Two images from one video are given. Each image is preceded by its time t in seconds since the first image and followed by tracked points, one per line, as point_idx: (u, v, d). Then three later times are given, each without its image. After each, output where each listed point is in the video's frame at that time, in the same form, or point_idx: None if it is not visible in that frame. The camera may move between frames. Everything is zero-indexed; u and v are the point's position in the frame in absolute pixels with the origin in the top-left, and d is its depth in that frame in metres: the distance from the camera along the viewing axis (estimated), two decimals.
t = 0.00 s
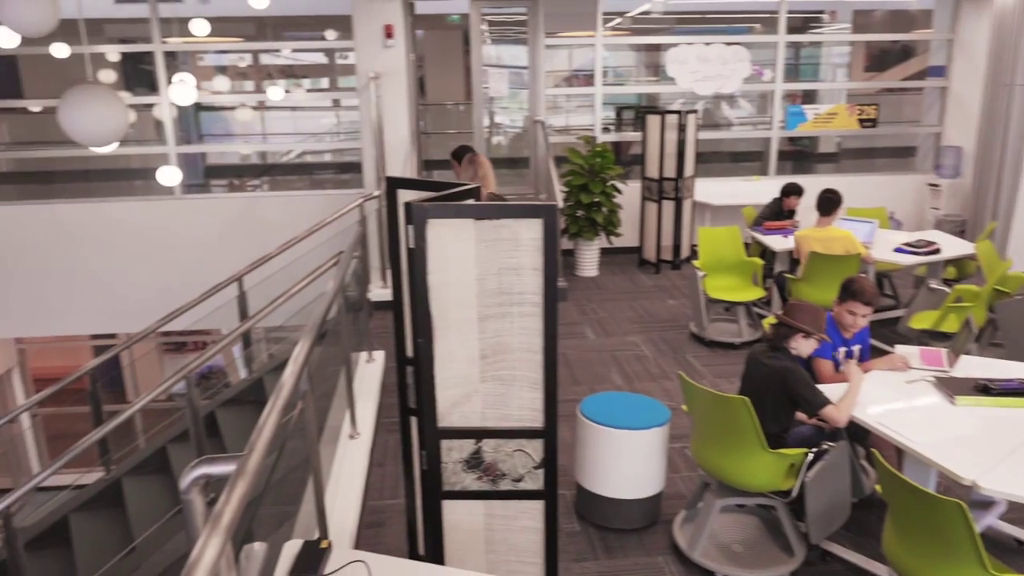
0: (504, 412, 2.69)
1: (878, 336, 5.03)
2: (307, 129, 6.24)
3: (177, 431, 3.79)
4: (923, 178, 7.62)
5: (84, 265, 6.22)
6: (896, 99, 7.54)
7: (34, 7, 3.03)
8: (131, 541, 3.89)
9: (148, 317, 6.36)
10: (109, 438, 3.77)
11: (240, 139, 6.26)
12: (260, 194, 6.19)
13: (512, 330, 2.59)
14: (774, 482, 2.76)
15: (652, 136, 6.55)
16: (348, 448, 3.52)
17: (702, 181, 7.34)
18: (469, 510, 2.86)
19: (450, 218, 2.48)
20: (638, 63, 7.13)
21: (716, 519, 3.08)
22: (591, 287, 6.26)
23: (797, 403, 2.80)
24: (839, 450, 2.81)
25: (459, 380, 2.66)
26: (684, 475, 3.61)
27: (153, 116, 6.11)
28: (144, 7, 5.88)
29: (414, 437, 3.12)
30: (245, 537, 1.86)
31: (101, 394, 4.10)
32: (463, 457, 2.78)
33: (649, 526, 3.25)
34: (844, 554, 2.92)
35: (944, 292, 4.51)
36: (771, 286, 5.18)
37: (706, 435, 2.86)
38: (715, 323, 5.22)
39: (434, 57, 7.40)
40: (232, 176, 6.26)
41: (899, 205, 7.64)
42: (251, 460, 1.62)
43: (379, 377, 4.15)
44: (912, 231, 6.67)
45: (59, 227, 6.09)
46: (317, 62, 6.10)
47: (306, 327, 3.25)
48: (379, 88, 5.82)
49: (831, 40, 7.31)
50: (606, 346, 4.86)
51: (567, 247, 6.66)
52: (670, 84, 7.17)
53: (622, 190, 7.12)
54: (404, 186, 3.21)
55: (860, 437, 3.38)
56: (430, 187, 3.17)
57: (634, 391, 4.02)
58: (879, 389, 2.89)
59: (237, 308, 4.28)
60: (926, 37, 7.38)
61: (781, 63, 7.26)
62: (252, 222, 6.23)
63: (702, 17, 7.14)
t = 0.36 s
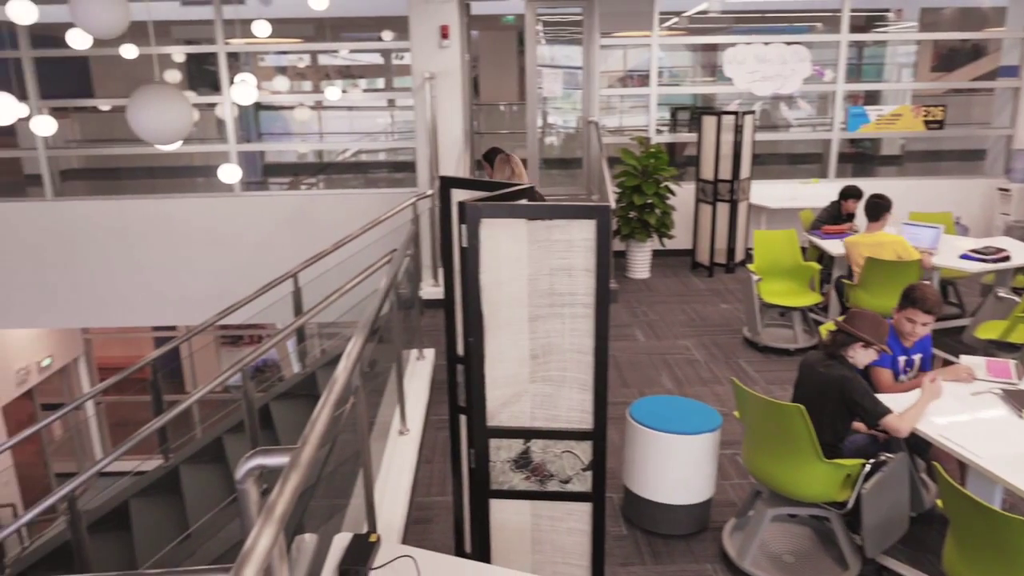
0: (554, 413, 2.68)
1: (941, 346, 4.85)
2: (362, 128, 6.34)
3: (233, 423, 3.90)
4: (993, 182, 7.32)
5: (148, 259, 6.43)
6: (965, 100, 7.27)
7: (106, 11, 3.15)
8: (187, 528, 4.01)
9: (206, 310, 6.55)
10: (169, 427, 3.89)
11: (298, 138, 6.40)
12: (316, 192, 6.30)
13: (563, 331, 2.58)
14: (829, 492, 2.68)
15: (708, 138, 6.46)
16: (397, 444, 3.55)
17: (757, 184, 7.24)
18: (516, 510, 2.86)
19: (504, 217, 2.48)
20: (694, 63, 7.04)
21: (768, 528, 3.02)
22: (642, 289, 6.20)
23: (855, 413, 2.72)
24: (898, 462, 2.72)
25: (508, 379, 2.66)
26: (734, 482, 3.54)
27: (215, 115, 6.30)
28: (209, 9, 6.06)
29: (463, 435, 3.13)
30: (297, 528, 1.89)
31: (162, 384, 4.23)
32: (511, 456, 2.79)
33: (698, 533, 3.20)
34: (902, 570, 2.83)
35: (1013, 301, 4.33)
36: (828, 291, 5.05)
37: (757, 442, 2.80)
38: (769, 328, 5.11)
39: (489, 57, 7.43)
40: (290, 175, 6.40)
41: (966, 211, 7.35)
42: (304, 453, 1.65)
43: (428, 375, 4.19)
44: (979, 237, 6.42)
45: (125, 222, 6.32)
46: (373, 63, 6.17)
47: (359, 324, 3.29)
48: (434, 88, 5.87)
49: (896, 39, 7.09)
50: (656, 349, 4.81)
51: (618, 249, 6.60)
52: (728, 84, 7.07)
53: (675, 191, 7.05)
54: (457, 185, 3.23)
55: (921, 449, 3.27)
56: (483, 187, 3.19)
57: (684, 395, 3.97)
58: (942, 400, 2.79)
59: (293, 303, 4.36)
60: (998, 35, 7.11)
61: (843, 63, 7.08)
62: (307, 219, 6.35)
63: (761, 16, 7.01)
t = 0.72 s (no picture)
0: (608, 415, 2.66)
1: (1015, 358, 4.64)
2: (420, 128, 6.42)
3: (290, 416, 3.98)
4: None
5: (212, 253, 6.62)
6: None
7: (179, 12, 3.25)
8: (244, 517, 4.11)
9: (267, 304, 6.72)
10: (229, 418, 3.99)
11: (358, 137, 6.50)
12: (374, 190, 6.40)
13: (619, 334, 2.55)
14: (892, 507, 2.59)
15: (770, 140, 6.34)
16: (450, 442, 3.58)
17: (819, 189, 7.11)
18: (567, 512, 2.85)
19: (561, 218, 2.47)
20: (756, 63, 6.93)
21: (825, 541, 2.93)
22: (698, 293, 6.11)
23: (922, 426, 2.62)
24: (966, 476, 2.65)
25: (562, 381, 2.65)
26: (791, 492, 3.46)
27: (279, 114, 6.46)
28: (275, 12, 6.23)
29: (515, 435, 3.14)
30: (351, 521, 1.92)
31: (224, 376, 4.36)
32: (563, 458, 2.77)
33: (752, 543, 3.13)
34: None
35: None
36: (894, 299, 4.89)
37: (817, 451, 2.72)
38: (830, 336, 4.98)
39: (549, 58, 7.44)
40: (350, 174, 6.52)
41: None
42: (359, 448, 1.68)
43: (482, 374, 4.20)
44: None
45: (191, 218, 6.52)
46: (433, 63, 6.23)
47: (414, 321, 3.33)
48: (492, 88, 5.90)
49: (972, 38, 6.82)
50: (712, 354, 4.73)
51: (675, 252, 6.52)
52: (792, 85, 6.95)
53: (735, 194, 6.94)
54: (515, 185, 3.24)
55: (991, 465, 3.13)
56: (540, 188, 3.19)
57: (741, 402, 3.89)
58: (1017, 416, 2.67)
59: (350, 300, 4.44)
60: None
61: (914, 63, 6.85)
62: (365, 217, 6.45)
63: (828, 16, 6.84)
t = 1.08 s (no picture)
0: (669, 420, 2.62)
1: None
2: (483, 128, 6.45)
3: (352, 409, 4.05)
4: None
5: (279, 249, 6.81)
6: None
7: (255, 14, 3.35)
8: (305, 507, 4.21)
9: (332, 300, 6.88)
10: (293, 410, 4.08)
11: (424, 137, 6.57)
12: (438, 189, 6.50)
13: (682, 338, 2.50)
14: (968, 527, 2.48)
15: (843, 143, 6.14)
16: (508, 442, 3.58)
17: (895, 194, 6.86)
18: (625, 516, 2.82)
19: (626, 219, 2.44)
20: (830, 63, 6.73)
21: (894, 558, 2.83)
22: (763, 298, 5.97)
23: (1003, 443, 2.50)
24: None
25: (623, 384, 2.63)
26: (859, 506, 3.35)
27: (347, 114, 6.61)
28: (346, 13, 6.37)
29: (573, 437, 3.13)
30: (409, 516, 1.93)
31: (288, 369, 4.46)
32: (622, 461, 2.75)
33: (816, 557, 3.04)
34: None
35: None
36: (973, 310, 4.68)
37: (886, 466, 2.62)
38: (903, 346, 4.80)
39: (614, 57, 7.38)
40: (415, 173, 6.60)
41: None
42: (420, 443, 1.70)
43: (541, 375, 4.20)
44: None
45: (259, 215, 6.72)
46: (498, 64, 6.26)
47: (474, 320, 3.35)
48: (557, 89, 5.89)
49: None
50: (777, 362, 4.62)
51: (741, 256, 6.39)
52: (866, 85, 6.73)
53: (804, 198, 6.78)
54: (579, 186, 3.24)
55: None
56: (605, 189, 3.18)
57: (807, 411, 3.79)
58: None
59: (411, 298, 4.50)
60: None
61: (1000, 62, 6.56)
62: (429, 216, 6.55)
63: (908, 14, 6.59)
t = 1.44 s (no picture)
0: (719, 425, 2.58)
1: None
2: (535, 128, 6.44)
3: (400, 406, 4.09)
4: None
5: (331, 247, 6.93)
6: None
7: (313, 15, 3.41)
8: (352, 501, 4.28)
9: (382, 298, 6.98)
10: (342, 405, 4.13)
11: (475, 136, 6.58)
12: (488, 189, 6.53)
13: (734, 342, 2.46)
14: None
15: (905, 145, 5.97)
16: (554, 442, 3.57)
17: (959, 198, 6.63)
18: (672, 522, 2.79)
19: (679, 221, 2.40)
20: (892, 63, 6.52)
21: None
22: (818, 304, 5.84)
23: None
24: None
25: (673, 387, 2.59)
26: (916, 520, 3.24)
27: (400, 113, 6.69)
28: (400, 14, 6.44)
29: (620, 440, 3.11)
30: (455, 515, 1.93)
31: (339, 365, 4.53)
32: (670, 466, 2.72)
33: (870, 571, 2.95)
34: None
35: None
36: None
37: (945, 479, 2.53)
38: (965, 356, 4.63)
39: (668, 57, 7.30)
40: (466, 173, 6.65)
41: None
42: (467, 442, 1.71)
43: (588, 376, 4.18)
44: None
45: (313, 212, 6.85)
46: (550, 64, 6.27)
47: (523, 320, 3.35)
48: (610, 89, 5.86)
49: None
50: (831, 369, 4.51)
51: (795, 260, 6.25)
52: (930, 86, 6.52)
53: (863, 202, 6.61)
54: (631, 187, 3.22)
55: None
56: (658, 190, 3.15)
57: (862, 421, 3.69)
58: None
59: (460, 297, 4.54)
60: None
61: None
62: (479, 215, 6.59)
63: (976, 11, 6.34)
